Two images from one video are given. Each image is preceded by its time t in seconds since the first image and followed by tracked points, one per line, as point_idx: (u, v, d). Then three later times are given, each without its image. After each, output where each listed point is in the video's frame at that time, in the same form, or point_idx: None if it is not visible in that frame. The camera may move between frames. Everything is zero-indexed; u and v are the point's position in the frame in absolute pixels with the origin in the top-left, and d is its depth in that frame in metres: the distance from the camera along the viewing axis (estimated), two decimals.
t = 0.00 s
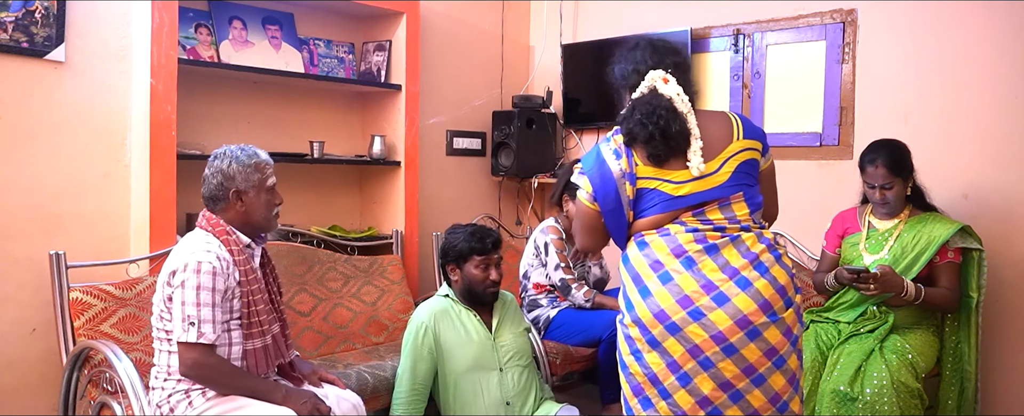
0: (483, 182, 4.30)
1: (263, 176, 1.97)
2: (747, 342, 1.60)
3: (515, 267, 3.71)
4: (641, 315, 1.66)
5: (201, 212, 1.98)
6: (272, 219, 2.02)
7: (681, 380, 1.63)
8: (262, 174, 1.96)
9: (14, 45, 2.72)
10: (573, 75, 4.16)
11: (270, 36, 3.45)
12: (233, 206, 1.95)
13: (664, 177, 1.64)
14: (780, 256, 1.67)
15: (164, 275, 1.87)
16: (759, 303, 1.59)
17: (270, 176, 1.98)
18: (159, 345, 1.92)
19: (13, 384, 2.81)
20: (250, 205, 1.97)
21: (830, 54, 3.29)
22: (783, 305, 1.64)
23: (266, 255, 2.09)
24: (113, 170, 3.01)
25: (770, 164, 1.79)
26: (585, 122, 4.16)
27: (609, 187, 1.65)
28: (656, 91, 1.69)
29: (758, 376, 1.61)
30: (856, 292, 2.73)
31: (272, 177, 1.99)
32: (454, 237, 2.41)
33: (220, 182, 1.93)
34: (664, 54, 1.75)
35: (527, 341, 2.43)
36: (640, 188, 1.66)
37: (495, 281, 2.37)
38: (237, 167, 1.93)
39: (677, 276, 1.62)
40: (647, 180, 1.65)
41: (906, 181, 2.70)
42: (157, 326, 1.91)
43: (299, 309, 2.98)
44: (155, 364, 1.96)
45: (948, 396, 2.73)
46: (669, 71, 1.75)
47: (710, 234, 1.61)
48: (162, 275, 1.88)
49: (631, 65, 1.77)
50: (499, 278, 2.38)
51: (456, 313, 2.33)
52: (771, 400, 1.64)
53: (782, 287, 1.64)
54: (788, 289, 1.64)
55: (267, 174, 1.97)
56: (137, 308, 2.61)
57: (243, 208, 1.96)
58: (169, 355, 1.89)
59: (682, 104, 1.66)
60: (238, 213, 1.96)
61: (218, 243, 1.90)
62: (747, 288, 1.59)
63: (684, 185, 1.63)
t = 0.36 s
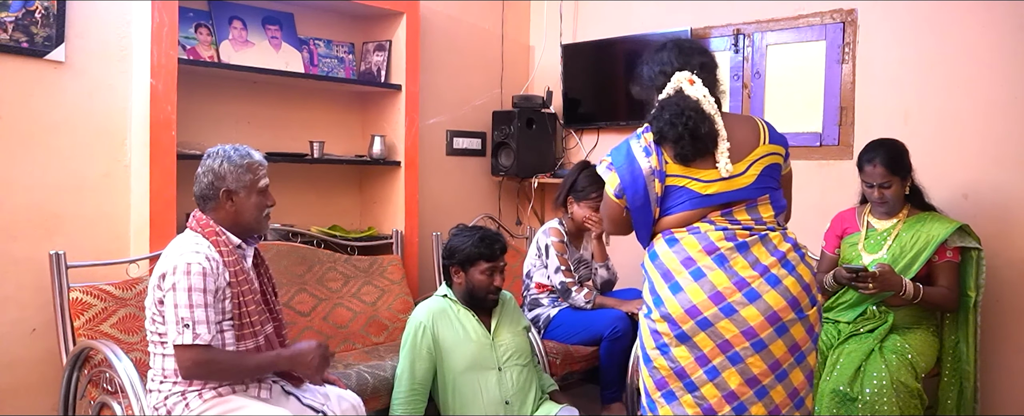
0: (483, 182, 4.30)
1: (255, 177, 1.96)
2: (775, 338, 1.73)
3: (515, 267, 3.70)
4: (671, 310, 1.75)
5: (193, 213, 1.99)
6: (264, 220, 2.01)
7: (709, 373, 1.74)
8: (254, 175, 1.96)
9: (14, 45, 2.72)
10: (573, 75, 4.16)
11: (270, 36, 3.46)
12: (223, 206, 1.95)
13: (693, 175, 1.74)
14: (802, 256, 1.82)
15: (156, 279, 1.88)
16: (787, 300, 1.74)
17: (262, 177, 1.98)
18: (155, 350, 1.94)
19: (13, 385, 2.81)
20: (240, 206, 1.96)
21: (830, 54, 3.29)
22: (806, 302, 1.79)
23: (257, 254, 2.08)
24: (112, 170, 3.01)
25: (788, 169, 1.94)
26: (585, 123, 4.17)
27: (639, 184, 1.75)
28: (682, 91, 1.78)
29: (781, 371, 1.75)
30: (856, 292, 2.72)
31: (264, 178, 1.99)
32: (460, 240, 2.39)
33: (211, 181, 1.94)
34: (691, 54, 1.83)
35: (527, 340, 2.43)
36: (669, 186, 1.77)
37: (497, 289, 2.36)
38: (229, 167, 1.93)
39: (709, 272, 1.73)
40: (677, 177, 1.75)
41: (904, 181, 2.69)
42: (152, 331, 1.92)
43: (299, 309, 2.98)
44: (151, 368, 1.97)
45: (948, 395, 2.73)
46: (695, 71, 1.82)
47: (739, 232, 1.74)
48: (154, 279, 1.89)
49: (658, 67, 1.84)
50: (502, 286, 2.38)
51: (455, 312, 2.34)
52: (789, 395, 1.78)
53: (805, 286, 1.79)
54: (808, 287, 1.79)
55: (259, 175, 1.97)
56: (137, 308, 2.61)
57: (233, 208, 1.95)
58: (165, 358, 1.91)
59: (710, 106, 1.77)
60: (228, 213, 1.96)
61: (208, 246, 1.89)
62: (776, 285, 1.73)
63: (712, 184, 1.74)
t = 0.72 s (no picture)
0: (483, 182, 4.30)
1: (256, 187, 1.94)
2: (784, 330, 1.72)
3: (515, 267, 3.71)
4: (681, 303, 1.77)
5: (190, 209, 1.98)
6: (254, 231, 1.98)
7: (718, 366, 1.74)
8: (256, 185, 1.94)
9: (14, 45, 2.72)
10: (573, 75, 4.16)
11: (270, 36, 3.46)
12: (218, 208, 1.93)
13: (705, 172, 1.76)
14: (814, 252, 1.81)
15: (157, 285, 1.88)
16: (797, 293, 1.72)
17: (263, 188, 1.95)
18: (153, 353, 1.95)
19: (13, 385, 2.81)
20: (233, 212, 1.94)
21: (830, 54, 3.29)
22: (818, 297, 1.77)
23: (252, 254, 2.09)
24: (113, 170, 3.01)
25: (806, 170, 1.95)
26: (585, 122, 4.17)
27: (653, 180, 1.77)
28: (693, 92, 1.79)
29: (792, 364, 1.74)
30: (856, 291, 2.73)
31: (266, 191, 1.97)
32: (452, 239, 2.40)
33: (212, 179, 1.92)
34: (702, 56, 1.83)
35: (527, 340, 2.43)
36: (682, 182, 1.79)
37: (494, 280, 2.35)
38: (233, 172, 1.91)
39: (718, 265, 1.73)
40: (690, 174, 1.77)
41: (902, 179, 2.69)
42: (151, 333, 1.93)
43: (299, 309, 2.97)
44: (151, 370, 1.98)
45: (949, 395, 2.72)
46: (706, 72, 1.83)
47: (749, 227, 1.74)
48: (155, 279, 1.90)
49: (672, 70, 1.87)
50: (499, 277, 2.37)
51: (454, 313, 2.34)
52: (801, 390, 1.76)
53: (817, 280, 1.77)
54: (820, 282, 1.77)
55: (261, 186, 1.95)
56: (136, 308, 2.61)
57: (226, 212, 1.93)
58: (164, 360, 1.91)
59: (721, 103, 1.77)
60: (222, 216, 1.94)
61: (204, 243, 1.90)
62: (785, 278, 1.72)
63: (724, 181, 1.75)
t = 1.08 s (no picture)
0: (483, 182, 4.30)
1: (265, 193, 1.94)
2: (802, 329, 1.74)
3: (515, 268, 3.71)
4: (698, 307, 1.74)
5: (195, 208, 1.98)
6: (257, 236, 1.99)
7: (739, 368, 1.73)
8: (265, 192, 1.94)
9: (14, 45, 2.72)
10: (573, 75, 4.16)
11: (270, 36, 3.46)
12: (224, 209, 1.93)
13: (717, 171, 1.75)
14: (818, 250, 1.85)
15: (161, 283, 1.88)
16: (812, 291, 1.75)
17: (272, 196, 1.95)
18: (154, 352, 1.95)
19: (13, 385, 2.81)
20: (240, 215, 1.94)
21: (830, 54, 3.29)
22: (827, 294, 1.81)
23: (256, 257, 2.09)
24: (113, 170, 3.01)
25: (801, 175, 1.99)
26: (585, 122, 4.17)
27: (669, 177, 1.73)
28: (695, 93, 1.78)
29: (810, 363, 1.76)
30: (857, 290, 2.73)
31: (274, 198, 1.97)
32: (442, 239, 2.42)
33: (223, 180, 1.91)
34: (703, 57, 1.82)
35: (527, 340, 2.43)
36: (696, 180, 1.75)
37: (489, 276, 2.36)
38: (246, 175, 1.91)
39: (735, 266, 1.72)
40: (704, 172, 1.74)
41: (902, 178, 2.69)
42: (153, 331, 1.93)
43: (299, 309, 2.97)
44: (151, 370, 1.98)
45: (949, 394, 2.73)
46: (706, 73, 1.82)
47: (760, 227, 1.75)
48: (159, 278, 1.90)
49: (672, 72, 1.86)
50: (492, 272, 2.38)
51: (454, 312, 2.35)
52: (818, 387, 1.78)
53: (826, 278, 1.81)
54: (830, 279, 1.82)
55: (271, 193, 1.95)
56: (137, 308, 2.61)
57: (232, 215, 1.93)
58: (165, 359, 1.92)
59: (725, 103, 1.78)
60: (228, 218, 1.94)
61: (210, 243, 1.90)
62: (800, 276, 1.74)
63: (737, 181, 1.76)
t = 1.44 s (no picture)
0: (483, 182, 4.30)
1: (268, 193, 1.94)
2: (802, 330, 1.74)
3: (515, 268, 3.71)
4: (697, 309, 1.74)
5: (199, 209, 1.98)
6: (259, 235, 1.99)
7: (739, 371, 1.72)
8: (268, 191, 1.94)
9: (14, 45, 2.72)
10: (573, 75, 4.16)
11: (270, 36, 3.46)
12: (228, 209, 1.93)
13: (714, 171, 1.75)
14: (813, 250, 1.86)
15: (165, 282, 1.88)
16: (810, 291, 1.76)
17: (276, 196, 1.96)
18: (156, 351, 1.95)
19: (13, 385, 2.81)
20: (243, 215, 1.94)
21: (830, 54, 3.29)
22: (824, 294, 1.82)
23: (259, 257, 2.09)
24: (113, 170, 3.01)
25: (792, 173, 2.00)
26: (585, 122, 4.17)
27: (667, 180, 1.73)
28: (694, 90, 1.77)
29: (809, 364, 1.76)
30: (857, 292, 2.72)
31: (277, 199, 1.97)
32: (440, 239, 2.42)
33: (226, 180, 1.91)
34: (698, 56, 1.83)
35: (528, 340, 2.42)
36: (694, 182, 1.75)
37: (486, 276, 2.37)
38: (249, 175, 1.91)
39: (734, 268, 1.72)
40: (702, 174, 1.74)
41: (897, 179, 2.69)
42: (154, 330, 1.92)
43: (299, 309, 2.97)
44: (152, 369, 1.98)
45: (949, 393, 2.73)
46: (702, 71, 1.82)
47: (758, 228, 1.75)
48: (164, 278, 1.89)
49: (667, 68, 1.83)
50: (490, 272, 2.38)
51: (453, 312, 2.35)
52: (816, 388, 1.79)
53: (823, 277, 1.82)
54: (827, 279, 1.83)
55: (274, 194, 1.95)
56: (136, 308, 2.61)
57: (235, 214, 1.93)
58: (167, 359, 1.91)
59: (723, 102, 1.78)
60: (231, 218, 1.94)
61: (215, 243, 1.90)
62: (798, 277, 1.75)
63: (734, 181, 1.76)
